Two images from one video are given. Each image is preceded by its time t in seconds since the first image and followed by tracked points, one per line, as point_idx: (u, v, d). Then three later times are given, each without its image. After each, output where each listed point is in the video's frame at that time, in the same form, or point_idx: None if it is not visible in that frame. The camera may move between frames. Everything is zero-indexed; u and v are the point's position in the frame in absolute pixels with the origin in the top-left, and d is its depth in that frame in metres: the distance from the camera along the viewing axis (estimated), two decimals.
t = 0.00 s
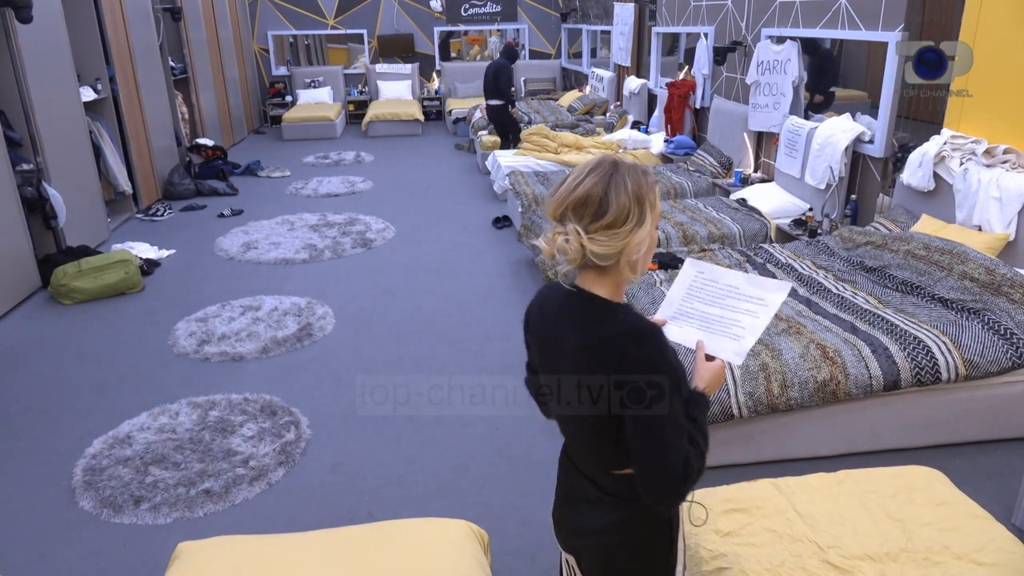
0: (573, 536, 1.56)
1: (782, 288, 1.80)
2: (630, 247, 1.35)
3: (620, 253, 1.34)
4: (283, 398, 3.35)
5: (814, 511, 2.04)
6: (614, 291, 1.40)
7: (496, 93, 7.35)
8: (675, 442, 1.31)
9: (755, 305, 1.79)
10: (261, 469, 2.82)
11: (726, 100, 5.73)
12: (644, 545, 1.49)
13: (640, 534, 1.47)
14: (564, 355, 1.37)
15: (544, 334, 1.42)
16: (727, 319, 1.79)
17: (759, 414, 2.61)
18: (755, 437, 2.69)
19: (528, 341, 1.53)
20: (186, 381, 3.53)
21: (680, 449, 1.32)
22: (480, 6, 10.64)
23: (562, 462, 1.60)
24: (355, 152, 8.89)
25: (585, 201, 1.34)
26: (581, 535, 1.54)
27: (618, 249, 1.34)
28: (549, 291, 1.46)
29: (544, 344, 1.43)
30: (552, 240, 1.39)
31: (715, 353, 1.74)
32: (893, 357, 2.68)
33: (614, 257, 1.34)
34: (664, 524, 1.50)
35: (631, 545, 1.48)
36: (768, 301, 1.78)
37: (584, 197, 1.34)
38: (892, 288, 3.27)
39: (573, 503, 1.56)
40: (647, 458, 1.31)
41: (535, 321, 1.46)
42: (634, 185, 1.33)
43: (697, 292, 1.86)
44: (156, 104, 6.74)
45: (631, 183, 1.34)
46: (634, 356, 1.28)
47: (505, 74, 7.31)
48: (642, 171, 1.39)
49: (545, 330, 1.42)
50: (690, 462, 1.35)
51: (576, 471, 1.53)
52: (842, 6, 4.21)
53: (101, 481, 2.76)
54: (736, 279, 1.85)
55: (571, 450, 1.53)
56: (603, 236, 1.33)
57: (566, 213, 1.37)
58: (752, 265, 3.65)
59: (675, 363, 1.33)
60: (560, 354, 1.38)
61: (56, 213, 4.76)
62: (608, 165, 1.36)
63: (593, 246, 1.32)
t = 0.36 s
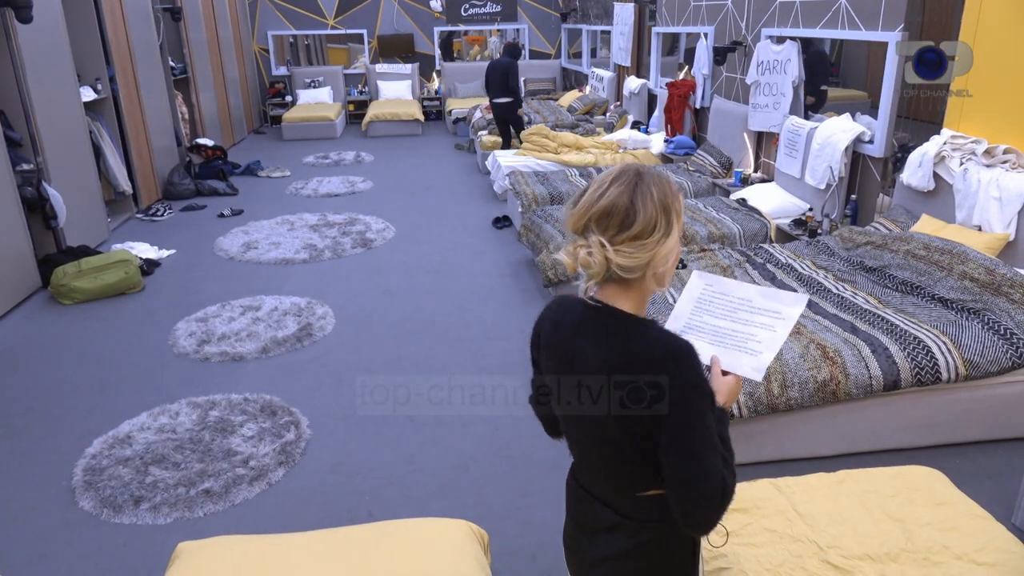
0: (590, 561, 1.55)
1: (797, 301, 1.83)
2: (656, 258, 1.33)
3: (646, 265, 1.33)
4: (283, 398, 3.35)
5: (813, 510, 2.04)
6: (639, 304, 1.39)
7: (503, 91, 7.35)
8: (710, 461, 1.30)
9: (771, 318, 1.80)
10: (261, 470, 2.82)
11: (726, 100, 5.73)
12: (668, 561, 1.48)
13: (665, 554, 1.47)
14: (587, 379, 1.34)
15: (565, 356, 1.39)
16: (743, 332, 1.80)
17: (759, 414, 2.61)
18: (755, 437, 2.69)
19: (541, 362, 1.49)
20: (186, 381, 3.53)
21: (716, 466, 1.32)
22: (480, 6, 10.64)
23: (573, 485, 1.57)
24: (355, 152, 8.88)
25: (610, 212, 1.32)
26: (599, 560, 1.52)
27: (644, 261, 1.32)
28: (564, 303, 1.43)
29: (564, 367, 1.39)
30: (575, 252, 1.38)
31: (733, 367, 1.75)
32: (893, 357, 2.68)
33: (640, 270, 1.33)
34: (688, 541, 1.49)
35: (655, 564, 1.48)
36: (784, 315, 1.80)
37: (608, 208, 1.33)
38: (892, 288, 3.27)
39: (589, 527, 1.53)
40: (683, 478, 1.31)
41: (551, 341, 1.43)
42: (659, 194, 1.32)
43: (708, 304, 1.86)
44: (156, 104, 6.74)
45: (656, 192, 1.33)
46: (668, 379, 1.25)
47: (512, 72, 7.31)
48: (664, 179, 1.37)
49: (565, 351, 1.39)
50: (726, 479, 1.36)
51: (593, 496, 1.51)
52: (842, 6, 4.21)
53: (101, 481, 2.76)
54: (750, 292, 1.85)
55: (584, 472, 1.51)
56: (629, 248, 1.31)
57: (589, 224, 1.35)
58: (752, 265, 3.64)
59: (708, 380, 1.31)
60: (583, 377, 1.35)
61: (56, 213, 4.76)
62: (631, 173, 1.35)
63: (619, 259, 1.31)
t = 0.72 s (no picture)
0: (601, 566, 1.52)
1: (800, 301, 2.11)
2: (682, 256, 1.34)
3: (673, 263, 1.33)
4: (283, 398, 3.35)
5: (813, 510, 2.04)
6: (661, 302, 1.38)
7: (506, 91, 7.34)
8: (742, 457, 1.31)
9: (776, 317, 2.04)
10: (261, 470, 2.82)
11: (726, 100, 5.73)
12: (682, 565, 1.47)
13: (683, 556, 1.46)
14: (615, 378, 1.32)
15: (588, 356, 1.37)
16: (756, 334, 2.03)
17: (760, 414, 2.61)
18: (755, 437, 2.69)
19: (556, 364, 1.47)
20: (186, 380, 3.53)
21: (747, 463, 1.32)
22: (480, 6, 10.64)
23: (582, 488, 1.55)
24: (355, 152, 8.89)
25: (639, 210, 1.32)
26: (611, 563, 1.49)
27: (672, 259, 1.32)
28: (580, 305, 1.41)
29: (588, 367, 1.37)
30: (600, 251, 1.36)
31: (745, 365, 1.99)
32: (893, 357, 2.68)
33: (667, 267, 1.33)
34: (701, 539, 1.49)
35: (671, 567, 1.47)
36: (789, 314, 2.08)
37: (635, 207, 1.32)
38: (892, 288, 3.26)
39: (601, 532, 1.51)
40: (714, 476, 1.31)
41: (570, 343, 1.41)
42: (685, 192, 1.33)
43: (708, 303, 2.01)
44: (156, 104, 6.74)
45: (681, 190, 1.33)
46: (706, 378, 1.25)
47: (512, 71, 7.29)
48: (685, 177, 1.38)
49: (588, 351, 1.37)
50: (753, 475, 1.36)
51: (607, 499, 1.49)
52: (842, 6, 4.20)
53: (101, 481, 2.76)
54: (748, 292, 2.05)
55: (597, 473, 1.49)
56: (658, 246, 1.31)
57: (615, 223, 1.34)
58: (752, 265, 3.64)
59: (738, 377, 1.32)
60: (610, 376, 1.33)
61: (56, 213, 4.76)
62: (655, 171, 1.35)
63: (647, 257, 1.31)
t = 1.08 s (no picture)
0: (599, 549, 1.50)
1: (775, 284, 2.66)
2: (684, 248, 1.35)
3: (676, 256, 1.34)
4: (283, 398, 3.35)
5: (813, 509, 2.04)
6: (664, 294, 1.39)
7: (506, 91, 7.34)
8: (746, 439, 1.33)
9: (755, 300, 2.66)
10: (261, 470, 2.82)
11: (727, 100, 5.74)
12: (680, 547, 1.47)
13: (682, 536, 1.46)
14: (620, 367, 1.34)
15: (591, 349, 1.37)
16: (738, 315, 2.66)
17: (760, 414, 2.61)
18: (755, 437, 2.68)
19: (556, 357, 1.47)
20: (186, 380, 3.53)
21: (749, 443, 1.34)
22: (480, 6, 10.65)
23: (578, 473, 1.54)
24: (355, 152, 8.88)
25: (642, 206, 1.32)
26: (612, 544, 1.48)
27: (675, 252, 1.34)
28: (578, 297, 1.41)
29: (591, 360, 1.38)
30: (604, 246, 1.37)
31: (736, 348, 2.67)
32: (893, 357, 2.68)
33: (670, 260, 1.34)
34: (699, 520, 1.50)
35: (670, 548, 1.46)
36: (766, 296, 2.66)
37: (638, 202, 1.33)
38: (893, 288, 3.26)
39: (599, 515, 1.49)
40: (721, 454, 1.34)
41: (571, 335, 1.41)
42: (684, 186, 1.34)
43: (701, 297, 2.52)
44: (157, 104, 6.74)
45: (681, 184, 1.34)
46: (712, 364, 1.27)
47: (512, 71, 7.28)
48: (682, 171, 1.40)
49: (591, 343, 1.37)
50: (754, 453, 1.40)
51: (607, 483, 1.48)
52: (842, 5, 4.20)
53: (101, 481, 2.76)
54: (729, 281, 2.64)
55: (597, 458, 1.48)
56: (661, 239, 1.32)
57: (618, 219, 1.35)
58: (752, 265, 3.64)
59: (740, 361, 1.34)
60: (614, 368, 1.35)
61: (56, 213, 4.76)
62: (654, 166, 1.36)
63: (651, 251, 1.32)
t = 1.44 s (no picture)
0: (580, 511, 1.52)
1: (744, 265, 2.47)
2: (662, 238, 1.42)
3: (653, 245, 1.41)
4: (284, 398, 3.35)
5: (812, 508, 2.04)
6: (642, 280, 1.46)
7: (506, 91, 7.34)
8: (721, 413, 1.39)
9: (724, 280, 2.50)
10: (261, 470, 2.82)
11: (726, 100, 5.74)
12: (660, 513, 1.48)
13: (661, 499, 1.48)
14: (606, 348, 1.39)
15: (577, 332, 1.42)
16: (705, 296, 2.48)
17: (759, 414, 2.61)
18: (755, 436, 2.68)
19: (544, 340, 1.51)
20: (186, 381, 3.53)
21: (723, 417, 1.41)
22: (480, 6, 10.65)
23: (563, 440, 1.56)
24: (355, 152, 8.89)
25: (622, 199, 1.39)
26: (595, 505, 1.48)
27: (651, 242, 1.41)
28: (564, 284, 1.46)
29: (577, 342, 1.42)
30: (586, 236, 1.43)
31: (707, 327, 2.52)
32: (893, 357, 2.68)
33: (648, 248, 1.41)
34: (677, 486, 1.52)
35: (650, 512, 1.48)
36: (734, 276, 2.50)
37: (618, 195, 1.40)
38: (892, 288, 3.26)
39: (581, 478, 1.51)
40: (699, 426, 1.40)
41: (558, 320, 1.45)
42: (660, 179, 1.41)
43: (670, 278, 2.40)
44: (157, 104, 6.74)
45: (658, 178, 1.41)
46: (692, 344, 1.33)
47: (512, 71, 7.27)
48: (659, 165, 1.46)
49: (577, 326, 1.41)
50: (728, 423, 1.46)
51: (590, 449, 1.49)
52: (842, 6, 4.20)
53: (101, 481, 2.76)
54: (700, 260, 2.49)
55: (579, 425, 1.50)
56: (639, 230, 1.39)
57: (600, 211, 1.42)
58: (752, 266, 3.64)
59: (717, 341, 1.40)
60: (602, 350, 1.39)
61: (56, 213, 4.76)
62: (633, 161, 1.42)
63: (630, 241, 1.39)
